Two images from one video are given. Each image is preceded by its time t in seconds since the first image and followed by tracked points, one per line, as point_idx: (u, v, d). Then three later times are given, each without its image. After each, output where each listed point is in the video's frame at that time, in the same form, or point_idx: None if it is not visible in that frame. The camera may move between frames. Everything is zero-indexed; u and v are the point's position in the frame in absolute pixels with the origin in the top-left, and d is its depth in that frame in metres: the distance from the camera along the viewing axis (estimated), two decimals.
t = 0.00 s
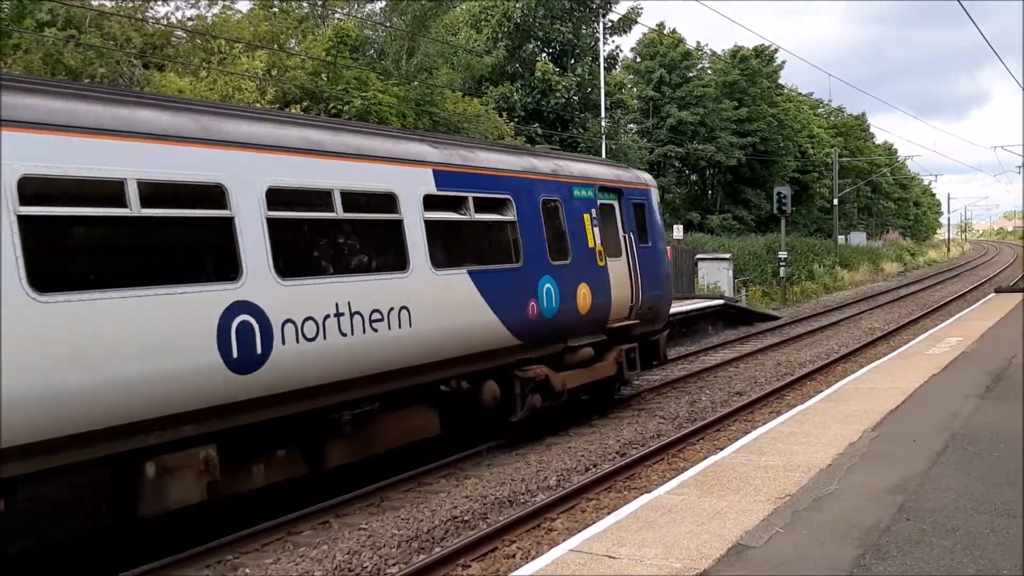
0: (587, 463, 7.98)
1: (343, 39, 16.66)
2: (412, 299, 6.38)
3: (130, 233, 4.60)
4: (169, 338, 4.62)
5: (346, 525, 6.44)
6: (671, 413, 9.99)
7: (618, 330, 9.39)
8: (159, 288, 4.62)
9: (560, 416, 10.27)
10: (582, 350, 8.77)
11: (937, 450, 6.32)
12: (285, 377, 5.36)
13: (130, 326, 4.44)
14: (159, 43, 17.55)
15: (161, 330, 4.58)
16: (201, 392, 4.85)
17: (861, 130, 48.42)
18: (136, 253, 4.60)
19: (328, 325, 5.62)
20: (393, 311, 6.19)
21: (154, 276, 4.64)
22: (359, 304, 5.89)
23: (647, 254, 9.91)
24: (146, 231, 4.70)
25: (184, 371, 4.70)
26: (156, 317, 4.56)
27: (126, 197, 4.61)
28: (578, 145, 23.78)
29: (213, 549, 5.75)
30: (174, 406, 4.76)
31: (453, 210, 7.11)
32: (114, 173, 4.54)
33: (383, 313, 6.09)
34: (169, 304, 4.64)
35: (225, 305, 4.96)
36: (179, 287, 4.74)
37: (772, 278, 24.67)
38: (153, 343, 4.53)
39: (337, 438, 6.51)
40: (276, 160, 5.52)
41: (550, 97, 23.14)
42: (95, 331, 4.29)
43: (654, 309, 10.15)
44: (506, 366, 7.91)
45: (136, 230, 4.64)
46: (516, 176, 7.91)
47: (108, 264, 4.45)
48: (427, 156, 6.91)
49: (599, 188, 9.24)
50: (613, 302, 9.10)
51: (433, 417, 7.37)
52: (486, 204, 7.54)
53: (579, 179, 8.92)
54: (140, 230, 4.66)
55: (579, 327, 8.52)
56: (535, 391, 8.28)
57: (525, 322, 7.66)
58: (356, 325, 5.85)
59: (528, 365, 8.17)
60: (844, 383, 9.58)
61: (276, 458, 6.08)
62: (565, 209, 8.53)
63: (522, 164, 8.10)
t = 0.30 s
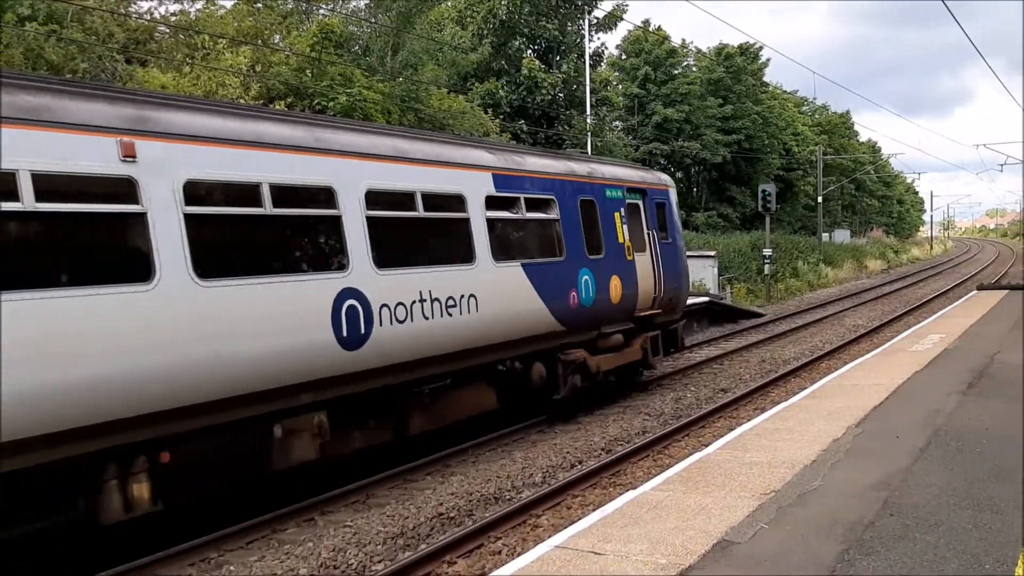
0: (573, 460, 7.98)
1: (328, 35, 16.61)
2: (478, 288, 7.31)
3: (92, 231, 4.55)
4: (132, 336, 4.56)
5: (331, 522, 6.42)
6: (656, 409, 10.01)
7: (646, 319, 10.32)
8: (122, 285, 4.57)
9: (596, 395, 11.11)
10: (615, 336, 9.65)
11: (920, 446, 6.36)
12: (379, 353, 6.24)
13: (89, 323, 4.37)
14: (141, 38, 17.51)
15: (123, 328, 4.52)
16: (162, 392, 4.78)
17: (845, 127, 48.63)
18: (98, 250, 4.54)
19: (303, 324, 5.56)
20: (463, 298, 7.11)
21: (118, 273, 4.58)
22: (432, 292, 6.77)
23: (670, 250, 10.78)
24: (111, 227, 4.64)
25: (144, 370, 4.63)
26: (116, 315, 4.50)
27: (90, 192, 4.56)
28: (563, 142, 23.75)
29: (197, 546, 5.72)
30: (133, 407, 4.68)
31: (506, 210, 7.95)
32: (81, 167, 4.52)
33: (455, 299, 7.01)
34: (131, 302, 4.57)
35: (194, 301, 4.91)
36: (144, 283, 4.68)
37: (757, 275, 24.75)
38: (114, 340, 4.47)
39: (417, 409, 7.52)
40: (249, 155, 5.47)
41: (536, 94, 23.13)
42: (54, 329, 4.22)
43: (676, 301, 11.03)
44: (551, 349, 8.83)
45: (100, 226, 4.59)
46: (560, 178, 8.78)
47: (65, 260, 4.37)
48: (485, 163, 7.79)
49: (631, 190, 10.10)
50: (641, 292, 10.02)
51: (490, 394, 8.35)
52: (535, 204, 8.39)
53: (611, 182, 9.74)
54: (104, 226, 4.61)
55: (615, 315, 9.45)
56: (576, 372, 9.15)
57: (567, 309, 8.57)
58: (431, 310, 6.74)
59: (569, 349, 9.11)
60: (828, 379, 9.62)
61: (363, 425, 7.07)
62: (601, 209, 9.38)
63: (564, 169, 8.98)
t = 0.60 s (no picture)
0: (565, 458, 7.98)
1: (322, 33, 16.60)
2: (537, 280, 8.32)
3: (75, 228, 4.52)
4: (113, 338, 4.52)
5: (324, 520, 6.41)
6: (649, 408, 10.02)
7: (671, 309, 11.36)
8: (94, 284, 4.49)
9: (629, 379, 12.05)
10: (646, 325, 10.59)
11: (912, 444, 6.37)
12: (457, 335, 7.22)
13: (68, 322, 4.32)
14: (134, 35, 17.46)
15: (103, 326, 4.48)
16: (142, 393, 4.72)
17: (838, 127, 48.72)
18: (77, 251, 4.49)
19: (290, 323, 5.56)
20: (525, 288, 8.14)
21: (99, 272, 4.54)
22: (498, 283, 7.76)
23: (691, 245, 11.81)
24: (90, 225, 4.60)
25: (124, 371, 4.58)
26: (94, 315, 4.45)
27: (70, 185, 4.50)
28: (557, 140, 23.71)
29: (190, 545, 5.71)
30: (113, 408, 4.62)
31: (555, 210, 8.90)
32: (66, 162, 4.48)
33: (517, 290, 8.02)
34: (111, 303, 4.53)
35: (179, 302, 4.87)
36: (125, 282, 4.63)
37: (750, 274, 24.77)
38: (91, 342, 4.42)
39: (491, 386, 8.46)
40: (235, 152, 5.45)
41: (530, 92, 23.09)
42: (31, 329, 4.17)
43: (695, 293, 12.05)
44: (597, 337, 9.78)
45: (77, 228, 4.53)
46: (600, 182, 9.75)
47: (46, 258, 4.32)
48: (539, 169, 8.78)
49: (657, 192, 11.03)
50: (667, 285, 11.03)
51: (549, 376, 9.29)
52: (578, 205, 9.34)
53: (641, 185, 10.70)
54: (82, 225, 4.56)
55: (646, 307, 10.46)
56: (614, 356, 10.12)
57: (607, 301, 9.55)
58: (498, 300, 7.73)
59: (611, 336, 10.05)
60: (821, 377, 9.63)
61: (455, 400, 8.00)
62: (634, 209, 10.35)
63: (601, 174, 9.95)
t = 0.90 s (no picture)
0: (556, 457, 8.00)
1: (314, 31, 16.58)
2: (581, 274, 9.14)
3: (66, 225, 4.47)
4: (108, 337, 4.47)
5: (315, 518, 6.41)
6: (641, 406, 10.04)
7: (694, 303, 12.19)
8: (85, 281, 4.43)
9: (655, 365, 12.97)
10: (671, 316, 11.47)
11: (902, 443, 6.40)
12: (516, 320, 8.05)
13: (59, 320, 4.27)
14: (127, 32, 17.42)
15: (96, 325, 4.42)
16: (135, 392, 4.67)
17: (830, 127, 48.85)
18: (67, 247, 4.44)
19: (285, 322, 5.54)
20: (574, 281, 8.99)
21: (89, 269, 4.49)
22: (550, 276, 8.57)
23: (710, 244, 12.60)
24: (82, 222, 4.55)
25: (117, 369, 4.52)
26: (86, 314, 4.39)
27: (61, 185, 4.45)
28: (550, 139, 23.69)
29: (182, 543, 5.71)
30: (105, 406, 4.57)
31: (596, 210, 9.68)
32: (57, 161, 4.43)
33: (564, 282, 8.82)
34: (102, 301, 4.48)
35: (171, 299, 4.83)
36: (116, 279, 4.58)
37: (741, 274, 24.82)
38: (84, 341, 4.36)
39: (536, 368, 9.36)
40: (232, 149, 5.45)
41: (523, 91, 23.08)
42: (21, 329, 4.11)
43: (714, 289, 12.86)
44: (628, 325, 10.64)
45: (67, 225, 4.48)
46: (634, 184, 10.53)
47: (36, 257, 4.26)
48: (583, 173, 9.58)
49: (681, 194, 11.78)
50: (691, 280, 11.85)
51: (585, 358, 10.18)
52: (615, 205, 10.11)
53: (667, 187, 11.46)
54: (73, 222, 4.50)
55: (672, 299, 11.30)
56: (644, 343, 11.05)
57: (641, 293, 10.35)
58: (547, 290, 8.53)
59: (641, 325, 10.92)
60: (811, 376, 9.67)
61: (502, 379, 8.85)
62: (662, 209, 11.13)
63: (634, 177, 10.74)
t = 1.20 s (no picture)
0: (549, 455, 8.01)
1: (308, 28, 16.51)
2: (619, 269, 10.07)
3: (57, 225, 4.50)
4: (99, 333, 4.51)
5: (307, 517, 6.41)
6: (633, 405, 10.06)
7: (714, 296, 13.14)
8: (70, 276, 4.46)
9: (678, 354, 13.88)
10: (695, 308, 12.39)
11: (892, 443, 6.41)
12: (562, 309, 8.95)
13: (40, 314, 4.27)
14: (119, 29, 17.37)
15: (79, 320, 4.42)
16: (126, 387, 4.68)
17: (824, 127, 48.93)
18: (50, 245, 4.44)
19: (271, 324, 5.53)
20: (613, 274, 9.94)
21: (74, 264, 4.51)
22: (593, 270, 9.53)
23: (728, 242, 13.49)
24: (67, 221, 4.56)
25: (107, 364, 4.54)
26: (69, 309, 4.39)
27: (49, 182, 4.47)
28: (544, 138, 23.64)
29: (173, 542, 5.69)
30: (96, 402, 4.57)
31: (630, 211, 10.59)
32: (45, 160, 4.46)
33: (604, 277, 9.75)
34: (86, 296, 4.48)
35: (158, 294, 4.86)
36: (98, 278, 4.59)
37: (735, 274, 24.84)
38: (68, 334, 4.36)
39: (582, 352, 10.28)
40: (225, 147, 5.49)
41: (517, 89, 23.03)
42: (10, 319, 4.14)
43: (731, 284, 13.81)
44: (659, 315, 11.53)
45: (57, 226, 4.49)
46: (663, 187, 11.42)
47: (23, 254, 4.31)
48: (619, 177, 10.47)
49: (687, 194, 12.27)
50: (710, 276, 12.81)
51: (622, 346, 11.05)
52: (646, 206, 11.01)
53: (689, 190, 12.36)
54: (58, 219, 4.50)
55: (696, 294, 12.27)
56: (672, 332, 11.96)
57: (668, 286, 11.28)
58: (589, 283, 9.47)
59: (668, 316, 11.82)
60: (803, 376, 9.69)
61: (554, 361, 9.77)
62: (687, 210, 12.08)
63: (664, 181, 11.65)
